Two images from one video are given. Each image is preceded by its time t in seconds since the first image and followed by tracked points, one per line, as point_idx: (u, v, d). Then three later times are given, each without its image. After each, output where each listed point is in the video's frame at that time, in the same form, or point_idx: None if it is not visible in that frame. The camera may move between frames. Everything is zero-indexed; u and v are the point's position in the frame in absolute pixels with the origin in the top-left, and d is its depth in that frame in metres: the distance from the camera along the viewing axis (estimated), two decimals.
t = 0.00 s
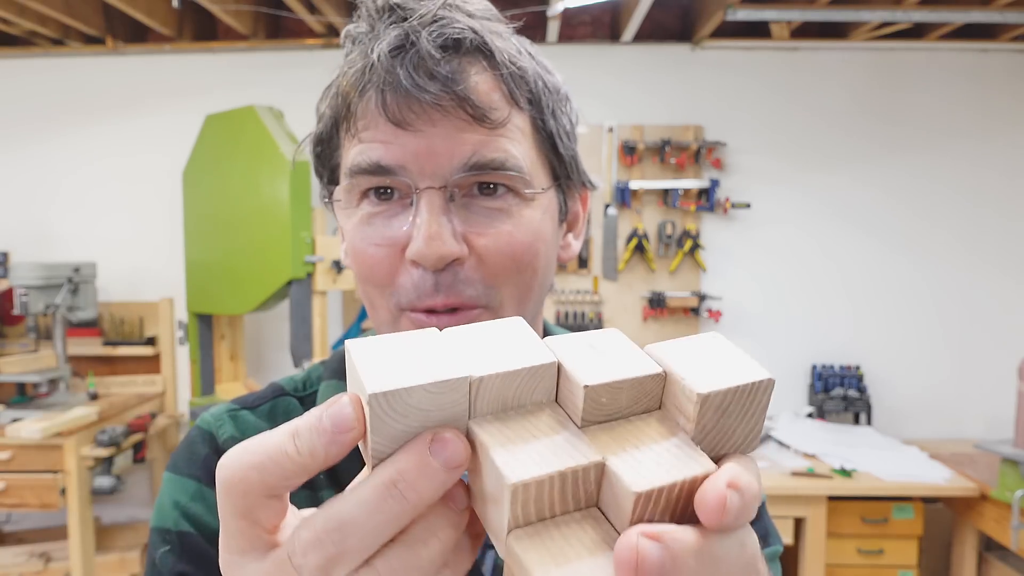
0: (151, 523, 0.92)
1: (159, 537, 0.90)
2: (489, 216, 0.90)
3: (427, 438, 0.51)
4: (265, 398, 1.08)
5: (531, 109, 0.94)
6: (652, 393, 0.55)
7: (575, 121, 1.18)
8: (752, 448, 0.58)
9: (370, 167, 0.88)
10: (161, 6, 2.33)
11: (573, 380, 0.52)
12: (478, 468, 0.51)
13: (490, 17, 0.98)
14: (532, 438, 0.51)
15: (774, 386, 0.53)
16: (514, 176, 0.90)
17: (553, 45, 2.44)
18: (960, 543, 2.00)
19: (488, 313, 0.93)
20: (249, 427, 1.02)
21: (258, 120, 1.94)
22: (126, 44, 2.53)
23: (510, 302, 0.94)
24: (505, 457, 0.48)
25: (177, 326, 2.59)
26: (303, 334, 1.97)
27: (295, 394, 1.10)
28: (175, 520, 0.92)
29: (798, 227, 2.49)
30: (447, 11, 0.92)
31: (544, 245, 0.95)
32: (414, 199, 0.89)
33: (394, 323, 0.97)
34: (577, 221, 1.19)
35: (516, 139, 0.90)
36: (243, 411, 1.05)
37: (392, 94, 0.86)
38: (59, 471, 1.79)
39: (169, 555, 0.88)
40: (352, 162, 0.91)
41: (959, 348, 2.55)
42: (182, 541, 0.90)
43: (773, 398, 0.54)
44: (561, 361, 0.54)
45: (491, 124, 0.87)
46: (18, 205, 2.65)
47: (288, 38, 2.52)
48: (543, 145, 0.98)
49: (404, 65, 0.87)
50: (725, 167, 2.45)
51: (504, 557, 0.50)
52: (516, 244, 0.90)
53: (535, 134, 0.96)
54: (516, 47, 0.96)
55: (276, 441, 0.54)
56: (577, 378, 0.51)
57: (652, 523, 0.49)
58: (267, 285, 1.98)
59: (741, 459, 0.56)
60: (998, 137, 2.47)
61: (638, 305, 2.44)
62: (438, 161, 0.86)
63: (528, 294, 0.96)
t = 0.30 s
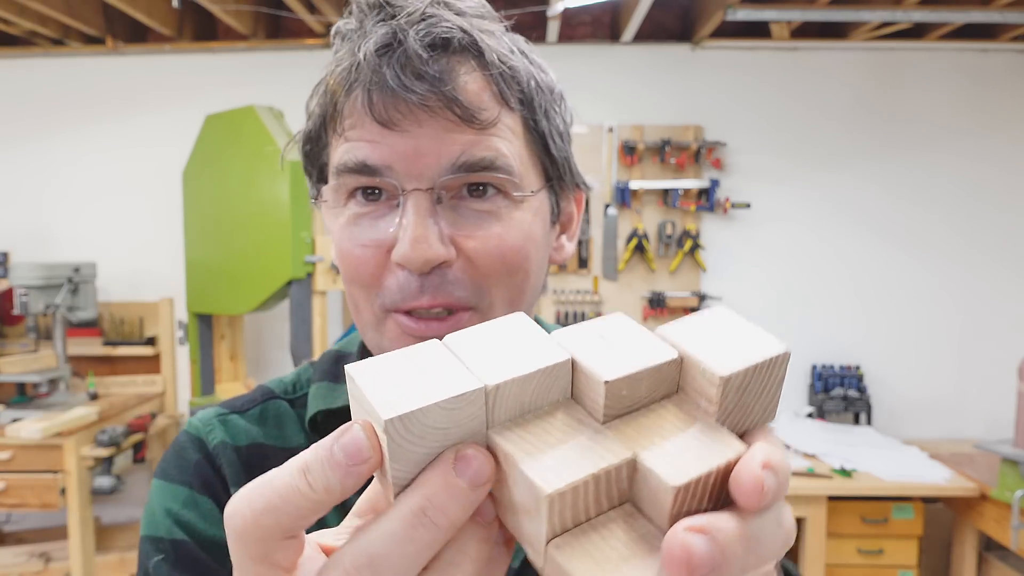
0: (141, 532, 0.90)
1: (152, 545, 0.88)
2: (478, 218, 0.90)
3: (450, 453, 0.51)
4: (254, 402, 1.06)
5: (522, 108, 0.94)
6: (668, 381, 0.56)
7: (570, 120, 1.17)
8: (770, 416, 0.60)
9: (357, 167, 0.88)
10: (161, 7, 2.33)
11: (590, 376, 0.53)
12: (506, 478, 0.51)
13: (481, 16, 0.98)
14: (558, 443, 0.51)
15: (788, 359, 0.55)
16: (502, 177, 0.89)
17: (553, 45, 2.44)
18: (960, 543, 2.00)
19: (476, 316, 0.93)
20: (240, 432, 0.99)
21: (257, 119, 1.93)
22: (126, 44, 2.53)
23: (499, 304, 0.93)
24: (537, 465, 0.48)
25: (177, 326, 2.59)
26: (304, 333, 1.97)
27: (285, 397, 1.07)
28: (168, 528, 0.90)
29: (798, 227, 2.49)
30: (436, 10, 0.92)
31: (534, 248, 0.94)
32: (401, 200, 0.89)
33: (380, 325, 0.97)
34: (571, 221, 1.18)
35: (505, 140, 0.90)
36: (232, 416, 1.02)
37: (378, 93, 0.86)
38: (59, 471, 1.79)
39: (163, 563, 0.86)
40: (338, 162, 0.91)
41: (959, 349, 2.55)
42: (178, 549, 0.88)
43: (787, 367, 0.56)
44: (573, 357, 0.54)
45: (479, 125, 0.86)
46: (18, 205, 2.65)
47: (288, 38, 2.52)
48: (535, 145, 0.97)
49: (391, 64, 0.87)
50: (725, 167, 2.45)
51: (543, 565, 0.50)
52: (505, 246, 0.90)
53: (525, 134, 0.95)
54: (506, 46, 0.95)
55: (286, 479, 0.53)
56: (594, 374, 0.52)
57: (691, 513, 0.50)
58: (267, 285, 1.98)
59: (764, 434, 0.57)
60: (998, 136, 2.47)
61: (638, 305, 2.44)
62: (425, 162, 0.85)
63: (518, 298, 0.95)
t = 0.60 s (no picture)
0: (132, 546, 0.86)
1: (144, 559, 0.84)
2: (458, 218, 0.88)
3: (523, 454, 0.49)
4: (235, 408, 1.01)
5: (505, 108, 0.94)
6: (702, 323, 0.56)
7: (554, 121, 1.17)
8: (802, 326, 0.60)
9: (335, 162, 0.88)
10: (161, 6, 2.33)
11: (636, 335, 0.52)
12: (579, 457, 0.50)
13: (464, 14, 0.98)
14: (623, 409, 0.51)
15: (806, 270, 0.55)
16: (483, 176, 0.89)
17: (553, 45, 2.44)
18: (960, 543, 2.00)
19: (456, 319, 0.90)
20: (224, 440, 0.94)
21: (258, 119, 1.94)
22: (126, 44, 2.52)
23: (480, 307, 0.91)
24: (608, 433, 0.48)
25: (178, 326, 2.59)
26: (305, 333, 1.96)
27: (268, 402, 1.02)
28: (160, 540, 0.85)
29: (798, 227, 2.49)
30: (417, 5, 0.93)
31: (516, 249, 0.93)
32: (380, 199, 0.89)
33: (357, 328, 0.93)
34: (554, 223, 1.17)
35: (487, 139, 0.89)
36: (214, 423, 0.97)
37: (357, 89, 0.86)
38: (59, 471, 1.79)
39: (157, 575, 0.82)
40: (318, 157, 0.90)
41: (959, 349, 2.55)
42: (172, 560, 0.83)
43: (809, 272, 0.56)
44: (613, 322, 0.54)
45: (461, 123, 0.86)
46: (18, 205, 2.65)
47: (289, 38, 2.52)
48: (517, 144, 0.97)
49: (370, 61, 0.88)
50: (725, 167, 2.45)
51: (646, 532, 0.50)
52: (485, 248, 0.88)
53: (507, 132, 0.95)
54: (489, 43, 0.95)
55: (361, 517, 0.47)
56: (640, 331, 0.52)
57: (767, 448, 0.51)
58: (267, 285, 1.97)
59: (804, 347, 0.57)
60: (998, 136, 2.47)
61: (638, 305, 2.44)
62: (404, 159, 0.85)
63: (499, 301, 0.92)
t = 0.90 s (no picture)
0: (119, 555, 0.84)
1: (133, 567, 0.82)
2: (442, 217, 0.88)
3: (590, 480, 0.49)
4: (219, 413, 1.00)
5: (488, 107, 0.95)
6: (717, 304, 0.58)
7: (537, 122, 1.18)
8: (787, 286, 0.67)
9: (317, 161, 0.87)
10: (161, 6, 2.33)
11: (666, 332, 0.53)
12: (635, 463, 0.51)
13: (446, 14, 0.99)
14: (671, 407, 0.51)
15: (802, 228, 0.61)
16: (466, 175, 0.89)
17: (553, 45, 2.44)
18: (960, 543, 2.00)
19: (443, 317, 0.89)
20: (210, 445, 0.94)
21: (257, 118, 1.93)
22: (126, 44, 2.52)
23: (467, 305, 0.90)
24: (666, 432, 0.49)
25: (178, 326, 2.59)
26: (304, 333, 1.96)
27: (252, 407, 1.02)
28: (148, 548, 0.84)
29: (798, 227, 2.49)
30: (398, 5, 0.94)
31: (501, 249, 0.93)
32: (363, 199, 0.88)
33: (340, 329, 0.92)
34: (537, 223, 1.17)
35: (470, 138, 0.90)
36: (199, 428, 0.96)
37: (339, 89, 0.86)
38: (59, 471, 1.79)
39: None
40: (298, 157, 0.90)
41: (959, 349, 2.55)
42: (162, 566, 0.82)
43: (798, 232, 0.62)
44: (639, 323, 0.54)
45: (443, 122, 0.86)
46: (18, 205, 2.65)
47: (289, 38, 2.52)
48: (501, 144, 0.98)
49: (352, 60, 0.88)
50: (725, 167, 2.46)
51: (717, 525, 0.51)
52: (470, 246, 0.88)
53: (491, 132, 0.95)
54: (471, 43, 0.96)
55: None
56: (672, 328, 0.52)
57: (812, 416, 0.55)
58: (266, 285, 1.98)
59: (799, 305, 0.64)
60: (998, 136, 2.47)
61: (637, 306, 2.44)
62: (386, 159, 0.85)
63: (485, 299, 0.92)
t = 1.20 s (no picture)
0: (111, 558, 0.84)
1: (123, 570, 0.82)
2: (433, 220, 0.88)
3: (593, 487, 0.48)
4: (211, 416, 1.00)
5: (478, 109, 0.95)
6: (713, 308, 0.59)
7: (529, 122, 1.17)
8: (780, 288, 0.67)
9: (307, 164, 0.87)
10: (161, 6, 2.33)
11: (666, 339, 0.53)
12: (637, 470, 0.50)
13: (436, 16, 0.99)
14: (672, 412, 0.51)
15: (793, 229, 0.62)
16: (457, 178, 0.89)
17: (553, 45, 2.44)
18: (960, 543, 2.00)
19: (435, 318, 0.89)
20: (201, 447, 0.94)
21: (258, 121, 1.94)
22: (126, 44, 2.52)
23: (458, 306, 0.90)
24: (666, 438, 0.49)
25: (178, 326, 2.59)
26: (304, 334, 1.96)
27: (244, 409, 1.02)
28: (140, 550, 0.84)
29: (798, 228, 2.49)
30: (388, 7, 0.93)
31: (492, 250, 0.93)
32: (353, 202, 0.87)
33: (332, 331, 0.92)
34: (528, 223, 1.17)
35: (461, 140, 0.90)
36: (191, 431, 0.96)
37: (329, 91, 0.86)
38: (59, 471, 1.79)
39: None
40: (287, 160, 0.89)
41: (959, 348, 2.55)
42: (153, 569, 0.82)
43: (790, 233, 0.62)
44: (638, 330, 0.54)
45: (433, 125, 0.86)
46: (18, 205, 2.64)
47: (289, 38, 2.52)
48: (491, 145, 0.97)
49: (342, 62, 0.88)
50: (725, 167, 2.46)
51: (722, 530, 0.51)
52: (461, 248, 0.88)
53: (481, 133, 0.95)
54: (461, 45, 0.97)
55: None
56: (671, 335, 0.52)
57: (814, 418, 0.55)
58: (266, 286, 1.99)
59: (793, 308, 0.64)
60: (998, 137, 2.47)
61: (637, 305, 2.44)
62: (376, 162, 0.85)
63: (477, 300, 0.92)
